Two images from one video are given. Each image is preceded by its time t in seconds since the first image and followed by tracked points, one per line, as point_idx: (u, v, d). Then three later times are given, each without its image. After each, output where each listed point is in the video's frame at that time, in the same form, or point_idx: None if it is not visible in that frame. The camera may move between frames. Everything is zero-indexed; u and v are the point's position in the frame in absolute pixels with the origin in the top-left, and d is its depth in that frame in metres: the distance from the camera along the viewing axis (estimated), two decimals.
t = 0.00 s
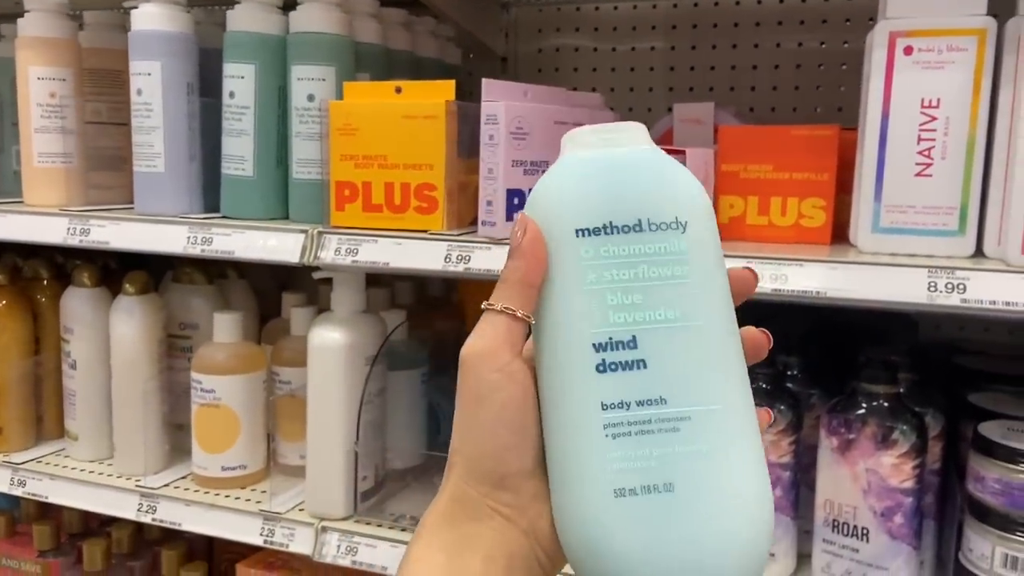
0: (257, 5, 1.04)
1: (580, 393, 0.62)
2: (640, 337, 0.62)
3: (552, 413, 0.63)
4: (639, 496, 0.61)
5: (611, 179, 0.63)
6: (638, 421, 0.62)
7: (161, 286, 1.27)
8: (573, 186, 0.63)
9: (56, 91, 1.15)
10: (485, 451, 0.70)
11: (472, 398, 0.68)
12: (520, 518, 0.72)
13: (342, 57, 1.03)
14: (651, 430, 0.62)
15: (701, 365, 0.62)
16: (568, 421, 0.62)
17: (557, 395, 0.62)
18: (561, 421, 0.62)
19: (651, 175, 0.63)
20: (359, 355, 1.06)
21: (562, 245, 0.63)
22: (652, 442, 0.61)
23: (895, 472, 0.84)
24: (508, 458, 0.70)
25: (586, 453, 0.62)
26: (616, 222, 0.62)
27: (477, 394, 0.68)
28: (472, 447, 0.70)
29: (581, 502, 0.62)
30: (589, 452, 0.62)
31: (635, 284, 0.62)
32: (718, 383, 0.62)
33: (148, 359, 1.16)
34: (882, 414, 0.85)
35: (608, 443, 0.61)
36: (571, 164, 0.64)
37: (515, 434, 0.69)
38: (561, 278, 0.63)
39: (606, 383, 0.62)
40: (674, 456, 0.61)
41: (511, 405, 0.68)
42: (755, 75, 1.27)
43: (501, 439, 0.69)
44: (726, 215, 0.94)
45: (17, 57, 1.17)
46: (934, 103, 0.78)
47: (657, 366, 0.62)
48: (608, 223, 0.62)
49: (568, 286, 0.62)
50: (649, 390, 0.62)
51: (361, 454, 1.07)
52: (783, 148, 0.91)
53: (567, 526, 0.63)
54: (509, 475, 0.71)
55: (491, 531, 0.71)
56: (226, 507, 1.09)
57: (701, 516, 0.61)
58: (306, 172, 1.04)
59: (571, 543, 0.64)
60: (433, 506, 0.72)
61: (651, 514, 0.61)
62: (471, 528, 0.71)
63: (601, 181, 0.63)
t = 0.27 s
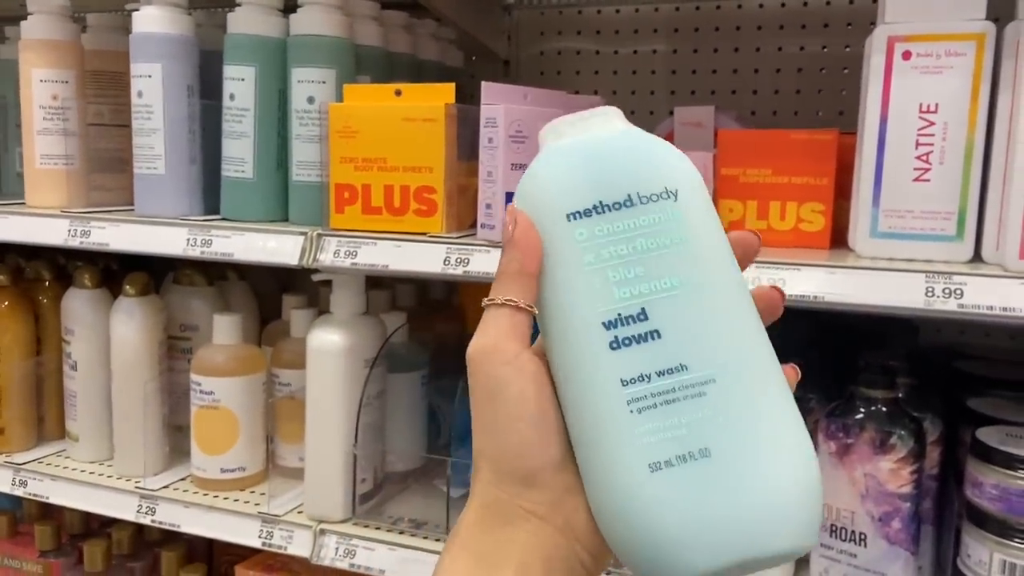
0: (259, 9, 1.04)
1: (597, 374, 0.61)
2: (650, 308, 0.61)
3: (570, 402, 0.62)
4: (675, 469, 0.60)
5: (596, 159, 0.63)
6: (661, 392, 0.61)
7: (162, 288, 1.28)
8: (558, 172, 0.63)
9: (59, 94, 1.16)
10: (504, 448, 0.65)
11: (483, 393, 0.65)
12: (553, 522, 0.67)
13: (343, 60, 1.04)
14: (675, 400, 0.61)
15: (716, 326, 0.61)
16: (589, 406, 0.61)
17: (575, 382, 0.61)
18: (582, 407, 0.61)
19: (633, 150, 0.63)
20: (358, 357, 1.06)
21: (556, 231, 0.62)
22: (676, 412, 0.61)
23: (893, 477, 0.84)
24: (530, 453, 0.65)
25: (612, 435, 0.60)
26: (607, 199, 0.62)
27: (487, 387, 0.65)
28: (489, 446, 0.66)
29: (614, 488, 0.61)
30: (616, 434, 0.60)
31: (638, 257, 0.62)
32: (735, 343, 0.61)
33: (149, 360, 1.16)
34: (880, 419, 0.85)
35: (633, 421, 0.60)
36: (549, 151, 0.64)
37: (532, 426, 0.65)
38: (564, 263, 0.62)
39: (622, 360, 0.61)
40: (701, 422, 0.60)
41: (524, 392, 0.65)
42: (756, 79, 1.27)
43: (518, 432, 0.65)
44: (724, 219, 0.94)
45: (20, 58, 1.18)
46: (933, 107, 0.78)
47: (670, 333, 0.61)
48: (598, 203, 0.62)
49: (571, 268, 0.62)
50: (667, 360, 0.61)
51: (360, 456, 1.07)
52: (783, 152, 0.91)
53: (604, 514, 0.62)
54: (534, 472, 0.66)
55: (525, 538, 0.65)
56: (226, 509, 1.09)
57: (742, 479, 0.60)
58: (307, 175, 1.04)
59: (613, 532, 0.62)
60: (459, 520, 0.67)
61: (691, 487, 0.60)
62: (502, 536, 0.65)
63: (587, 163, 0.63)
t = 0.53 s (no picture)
0: (281, 15, 1.06)
1: (590, 329, 0.60)
2: (622, 252, 0.62)
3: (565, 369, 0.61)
4: (697, 407, 0.60)
5: (520, 119, 0.64)
6: (658, 330, 0.61)
7: (182, 287, 1.30)
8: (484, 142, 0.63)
9: (84, 97, 1.18)
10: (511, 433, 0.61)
11: (477, 375, 0.61)
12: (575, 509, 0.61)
13: (362, 64, 1.06)
14: (671, 338, 0.61)
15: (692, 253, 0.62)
16: (590, 366, 0.60)
17: (571, 346, 0.60)
18: (585, 369, 0.60)
19: (554, 102, 0.64)
20: (375, 355, 1.08)
21: (501, 198, 0.63)
22: (673, 351, 0.60)
23: (904, 475, 0.86)
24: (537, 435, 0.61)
25: (624, 392, 0.60)
26: (542, 156, 0.63)
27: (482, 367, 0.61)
28: (495, 434, 0.61)
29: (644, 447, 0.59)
30: (630, 390, 0.60)
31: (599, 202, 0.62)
32: (710, 264, 0.62)
33: (170, 358, 1.18)
34: (891, 418, 0.87)
35: (636, 372, 0.60)
36: (466, 126, 0.64)
37: (535, 402, 0.61)
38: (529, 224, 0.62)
39: (609, 310, 0.61)
40: (703, 354, 0.60)
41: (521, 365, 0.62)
42: (768, 83, 1.29)
43: (521, 409, 0.61)
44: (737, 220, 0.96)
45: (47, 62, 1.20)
46: (943, 112, 0.80)
47: (647, 269, 0.61)
48: (536, 161, 0.63)
49: (535, 230, 0.62)
50: (652, 297, 0.61)
51: (377, 453, 1.09)
52: (795, 155, 0.93)
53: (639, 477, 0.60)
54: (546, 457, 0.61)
55: (546, 530, 0.60)
56: (244, 504, 1.11)
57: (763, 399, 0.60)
58: (326, 176, 1.06)
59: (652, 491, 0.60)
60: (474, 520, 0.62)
61: (718, 423, 0.59)
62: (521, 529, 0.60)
63: (513, 125, 0.63)
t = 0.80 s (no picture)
0: (316, 23, 1.09)
1: (568, 336, 0.56)
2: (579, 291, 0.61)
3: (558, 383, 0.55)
4: (691, 365, 0.54)
5: (467, 242, 0.66)
6: (634, 329, 0.58)
7: (215, 287, 1.33)
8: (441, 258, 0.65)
9: (122, 101, 1.22)
10: (507, 441, 0.52)
11: (461, 391, 0.53)
12: (598, 497, 0.50)
13: (394, 70, 1.08)
14: (647, 332, 0.57)
15: (641, 290, 0.62)
16: (573, 367, 0.55)
17: (552, 359, 0.56)
18: (569, 373, 0.55)
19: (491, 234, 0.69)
20: (404, 355, 1.10)
21: (465, 278, 0.62)
22: (650, 339, 0.57)
23: (928, 477, 0.87)
24: (529, 430, 0.52)
25: (612, 374, 0.54)
26: (495, 254, 0.65)
27: (466, 384, 0.53)
28: (495, 452, 0.53)
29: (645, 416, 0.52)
30: (616, 370, 0.54)
31: (550, 269, 0.63)
32: (664, 297, 0.62)
33: (203, 356, 1.21)
34: (915, 419, 0.88)
35: (618, 354, 0.55)
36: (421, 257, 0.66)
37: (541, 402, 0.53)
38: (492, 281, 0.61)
39: (580, 323, 0.57)
40: (678, 335, 0.57)
41: (508, 378, 0.54)
42: (792, 89, 1.30)
43: (509, 409, 0.52)
44: (763, 223, 0.97)
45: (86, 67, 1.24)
46: (968, 117, 0.81)
47: (608, 301, 0.60)
48: (490, 257, 0.64)
49: (499, 284, 0.61)
50: (617, 314, 0.59)
51: (405, 450, 1.11)
52: (820, 160, 0.94)
53: (649, 452, 0.52)
54: (550, 449, 0.51)
55: (569, 529, 0.48)
56: (276, 499, 1.13)
57: (748, 354, 0.56)
58: (359, 180, 1.08)
59: (670, 460, 0.52)
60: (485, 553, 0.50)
61: (713, 371, 0.54)
62: (537, 536, 0.48)
63: (463, 246, 0.65)
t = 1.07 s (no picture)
0: (347, 29, 1.11)
1: (502, 306, 0.50)
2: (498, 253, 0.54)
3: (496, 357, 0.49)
4: (641, 324, 0.48)
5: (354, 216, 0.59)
6: (572, 291, 0.51)
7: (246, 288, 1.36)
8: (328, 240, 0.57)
9: (159, 105, 1.25)
10: (458, 419, 0.46)
11: (406, 362, 0.47)
12: (562, 475, 0.46)
13: (423, 75, 1.10)
14: (583, 291, 0.51)
15: (569, 246, 0.55)
16: (513, 339, 0.49)
17: (489, 335, 0.50)
18: (510, 350, 0.49)
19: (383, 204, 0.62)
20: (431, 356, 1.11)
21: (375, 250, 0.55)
22: (590, 298, 0.50)
23: (955, 482, 0.86)
24: (483, 403, 0.46)
25: (556, 344, 0.48)
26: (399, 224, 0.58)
27: (413, 356, 0.47)
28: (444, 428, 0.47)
29: (597, 387, 0.47)
30: (558, 338, 0.48)
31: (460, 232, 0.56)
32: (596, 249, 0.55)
33: (234, 355, 1.23)
34: (942, 425, 0.87)
35: (557, 319, 0.49)
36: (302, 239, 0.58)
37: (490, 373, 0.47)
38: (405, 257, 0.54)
39: (511, 290, 0.51)
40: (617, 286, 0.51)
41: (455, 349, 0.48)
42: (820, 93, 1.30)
43: (461, 383, 0.46)
44: (789, 228, 0.98)
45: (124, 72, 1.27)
46: (997, 123, 0.81)
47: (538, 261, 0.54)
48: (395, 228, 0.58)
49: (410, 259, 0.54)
50: (551, 273, 0.52)
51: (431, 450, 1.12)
52: (847, 165, 0.94)
53: (609, 425, 0.47)
54: (507, 423, 0.46)
55: (534, 511, 0.44)
56: (304, 497, 1.15)
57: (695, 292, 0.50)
58: (387, 183, 1.10)
59: (635, 432, 0.46)
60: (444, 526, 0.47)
61: (663, 321, 0.48)
62: (499, 518, 0.44)
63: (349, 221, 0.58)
